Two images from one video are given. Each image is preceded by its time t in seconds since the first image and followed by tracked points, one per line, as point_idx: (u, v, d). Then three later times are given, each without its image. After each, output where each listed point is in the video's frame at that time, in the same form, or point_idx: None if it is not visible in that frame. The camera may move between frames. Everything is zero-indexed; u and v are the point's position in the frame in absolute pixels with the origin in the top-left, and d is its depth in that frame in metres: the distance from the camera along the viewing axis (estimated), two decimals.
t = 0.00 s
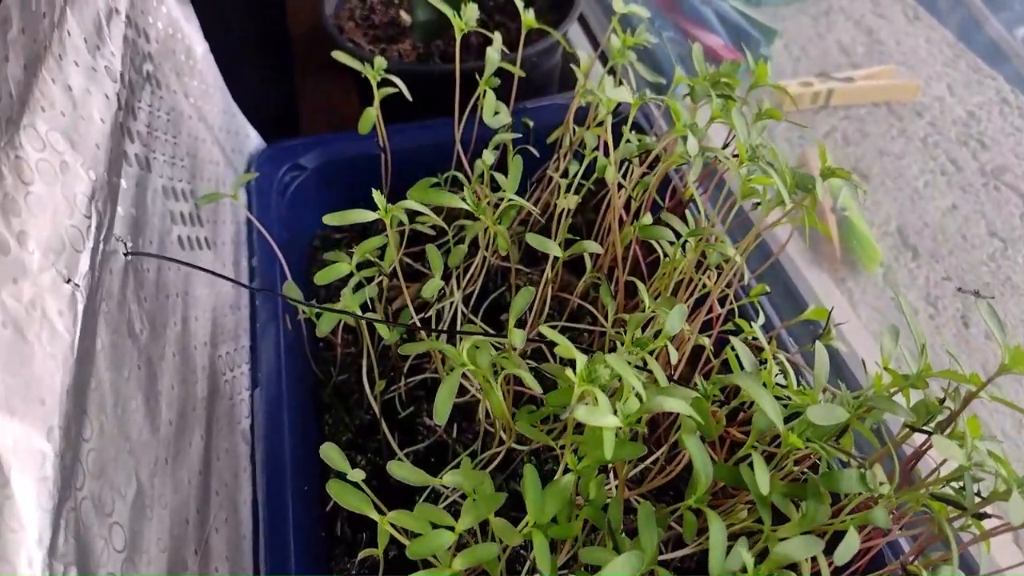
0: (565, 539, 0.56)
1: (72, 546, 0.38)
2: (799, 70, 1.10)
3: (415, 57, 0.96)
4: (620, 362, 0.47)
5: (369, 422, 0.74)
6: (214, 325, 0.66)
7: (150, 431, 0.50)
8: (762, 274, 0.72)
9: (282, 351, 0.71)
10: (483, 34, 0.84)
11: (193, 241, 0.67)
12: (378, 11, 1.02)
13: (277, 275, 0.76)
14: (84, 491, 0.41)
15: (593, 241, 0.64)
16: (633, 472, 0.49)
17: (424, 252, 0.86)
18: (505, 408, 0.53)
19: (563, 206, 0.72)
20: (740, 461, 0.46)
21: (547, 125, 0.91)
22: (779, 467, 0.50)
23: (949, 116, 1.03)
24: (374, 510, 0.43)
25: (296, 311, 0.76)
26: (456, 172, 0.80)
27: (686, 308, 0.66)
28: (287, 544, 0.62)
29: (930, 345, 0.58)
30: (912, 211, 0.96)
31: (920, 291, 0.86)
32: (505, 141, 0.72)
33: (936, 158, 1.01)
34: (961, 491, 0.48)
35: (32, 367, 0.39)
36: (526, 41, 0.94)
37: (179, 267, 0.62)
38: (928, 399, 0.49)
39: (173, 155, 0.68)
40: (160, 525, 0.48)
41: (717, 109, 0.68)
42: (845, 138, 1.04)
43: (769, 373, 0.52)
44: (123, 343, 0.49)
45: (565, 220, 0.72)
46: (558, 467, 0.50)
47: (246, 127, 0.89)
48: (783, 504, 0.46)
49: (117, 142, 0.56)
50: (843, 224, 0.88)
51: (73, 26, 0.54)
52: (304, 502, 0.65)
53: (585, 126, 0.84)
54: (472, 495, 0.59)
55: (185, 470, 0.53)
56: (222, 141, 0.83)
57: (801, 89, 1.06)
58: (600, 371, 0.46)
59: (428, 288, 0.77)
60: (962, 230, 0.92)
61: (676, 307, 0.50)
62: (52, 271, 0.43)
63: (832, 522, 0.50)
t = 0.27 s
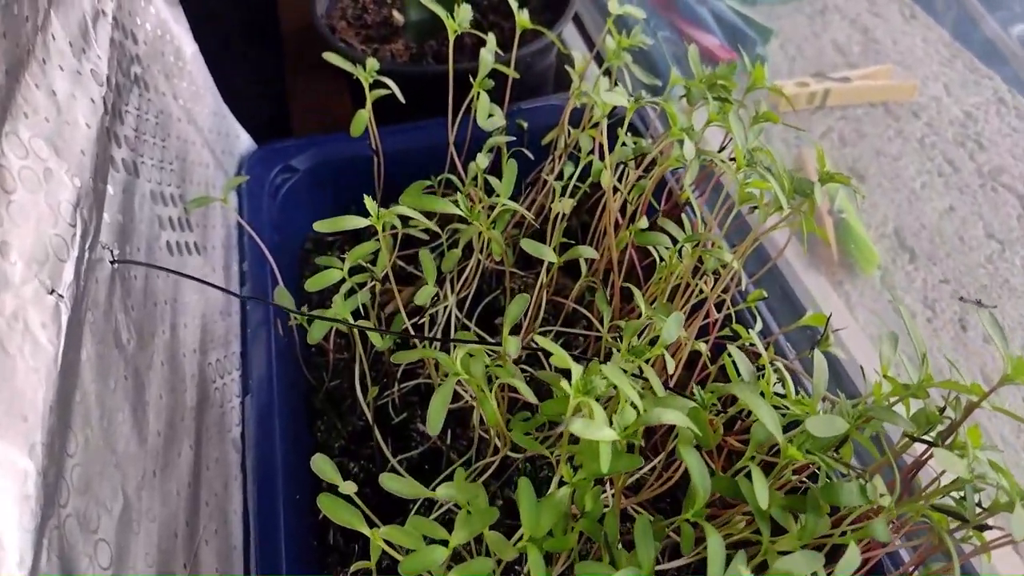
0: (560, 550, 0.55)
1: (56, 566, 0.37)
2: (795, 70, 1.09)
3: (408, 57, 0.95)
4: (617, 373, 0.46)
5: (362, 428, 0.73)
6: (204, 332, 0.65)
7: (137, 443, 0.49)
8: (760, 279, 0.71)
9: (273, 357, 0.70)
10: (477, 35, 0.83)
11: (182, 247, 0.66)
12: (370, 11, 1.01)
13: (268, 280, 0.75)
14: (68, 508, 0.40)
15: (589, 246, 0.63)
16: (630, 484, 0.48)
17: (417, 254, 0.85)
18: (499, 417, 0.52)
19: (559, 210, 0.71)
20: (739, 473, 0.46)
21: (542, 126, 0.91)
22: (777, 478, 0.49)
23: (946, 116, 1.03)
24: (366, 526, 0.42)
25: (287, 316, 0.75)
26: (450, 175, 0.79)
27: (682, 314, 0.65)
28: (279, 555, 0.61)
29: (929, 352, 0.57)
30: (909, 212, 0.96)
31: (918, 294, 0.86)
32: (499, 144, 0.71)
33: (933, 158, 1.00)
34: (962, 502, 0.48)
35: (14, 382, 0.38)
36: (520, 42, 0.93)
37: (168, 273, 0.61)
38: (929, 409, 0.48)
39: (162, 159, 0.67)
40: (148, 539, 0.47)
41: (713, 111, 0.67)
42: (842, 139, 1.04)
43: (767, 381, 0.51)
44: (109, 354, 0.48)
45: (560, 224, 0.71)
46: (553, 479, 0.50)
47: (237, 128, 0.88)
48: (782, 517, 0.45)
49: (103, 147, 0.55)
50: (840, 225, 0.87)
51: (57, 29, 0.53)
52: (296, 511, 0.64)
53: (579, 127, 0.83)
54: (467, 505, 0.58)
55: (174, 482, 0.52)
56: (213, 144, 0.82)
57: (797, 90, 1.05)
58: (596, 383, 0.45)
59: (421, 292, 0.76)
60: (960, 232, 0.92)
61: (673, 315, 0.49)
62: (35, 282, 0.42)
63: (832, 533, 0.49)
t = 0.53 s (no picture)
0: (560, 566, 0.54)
1: None
2: (797, 71, 1.08)
3: (406, 59, 0.94)
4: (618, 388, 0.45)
5: (359, 437, 0.72)
6: (198, 342, 0.64)
7: (128, 458, 0.48)
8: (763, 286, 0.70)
9: (269, 366, 0.69)
10: (475, 38, 0.82)
11: (175, 255, 0.65)
12: (367, 12, 1.00)
13: (264, 287, 0.74)
14: (55, 528, 0.39)
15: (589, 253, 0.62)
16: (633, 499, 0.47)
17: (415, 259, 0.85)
18: (498, 429, 0.51)
19: (559, 216, 0.70)
20: (743, 489, 0.45)
21: (542, 129, 0.90)
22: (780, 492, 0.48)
23: (950, 117, 1.01)
24: (362, 546, 0.40)
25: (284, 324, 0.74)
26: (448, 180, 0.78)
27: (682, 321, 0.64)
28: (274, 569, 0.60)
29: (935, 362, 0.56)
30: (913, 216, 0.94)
31: (922, 299, 0.85)
32: (498, 149, 0.70)
33: (936, 161, 0.99)
34: (970, 517, 0.47)
35: None
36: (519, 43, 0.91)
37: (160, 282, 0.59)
38: (936, 422, 0.47)
39: (155, 165, 0.66)
40: (138, 557, 0.46)
41: (715, 116, 0.66)
42: (845, 140, 1.03)
43: (771, 393, 0.50)
44: (99, 368, 0.47)
45: (560, 230, 0.70)
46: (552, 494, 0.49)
47: (233, 132, 0.87)
48: (787, 534, 0.44)
49: (94, 155, 0.54)
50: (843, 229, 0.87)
51: (46, 35, 0.52)
52: (291, 524, 0.63)
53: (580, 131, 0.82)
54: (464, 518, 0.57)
55: (166, 497, 0.51)
56: (208, 148, 0.81)
57: (799, 91, 1.04)
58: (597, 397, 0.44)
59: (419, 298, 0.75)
60: (964, 235, 0.91)
61: (676, 327, 0.48)
62: (22, 296, 0.41)
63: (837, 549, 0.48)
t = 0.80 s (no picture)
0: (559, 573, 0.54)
1: None
2: (798, 67, 1.07)
3: (402, 56, 0.93)
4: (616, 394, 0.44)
5: (355, 441, 0.71)
6: (190, 345, 0.63)
7: (117, 467, 0.47)
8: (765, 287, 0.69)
9: (262, 370, 0.68)
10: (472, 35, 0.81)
11: (166, 257, 0.64)
12: (362, 8, 0.99)
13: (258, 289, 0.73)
14: (40, 542, 0.38)
15: (587, 255, 0.61)
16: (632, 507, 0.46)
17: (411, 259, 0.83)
18: (495, 436, 0.50)
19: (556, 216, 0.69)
20: (745, 498, 0.44)
21: (539, 127, 0.88)
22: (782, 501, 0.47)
23: (953, 114, 1.01)
24: (354, 558, 0.40)
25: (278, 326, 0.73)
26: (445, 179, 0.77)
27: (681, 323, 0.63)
28: None
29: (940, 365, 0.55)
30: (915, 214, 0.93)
31: (924, 298, 0.83)
32: (495, 148, 0.69)
33: (939, 158, 0.98)
34: (977, 525, 0.46)
35: None
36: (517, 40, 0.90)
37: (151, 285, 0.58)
38: (942, 428, 0.46)
39: (146, 166, 0.65)
40: (128, 568, 0.45)
41: (716, 115, 0.65)
42: (847, 136, 1.01)
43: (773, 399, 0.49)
44: (87, 375, 0.46)
45: (558, 229, 0.69)
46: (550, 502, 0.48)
47: (226, 130, 0.86)
48: (790, 544, 0.43)
49: (82, 156, 0.53)
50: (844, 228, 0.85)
51: (32, 34, 0.51)
52: (286, 531, 0.62)
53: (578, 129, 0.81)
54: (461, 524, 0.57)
55: (156, 505, 0.50)
56: (200, 147, 0.79)
57: (800, 88, 1.03)
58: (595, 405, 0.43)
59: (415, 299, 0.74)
60: (967, 233, 0.90)
61: (676, 331, 0.47)
62: (5, 303, 0.40)
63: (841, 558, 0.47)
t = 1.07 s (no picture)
0: None
1: None
2: (804, 74, 1.06)
3: (405, 63, 0.92)
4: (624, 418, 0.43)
5: (356, 455, 0.70)
6: (188, 360, 0.62)
7: (113, 489, 0.46)
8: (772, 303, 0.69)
9: (262, 384, 0.67)
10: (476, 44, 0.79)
11: (164, 269, 0.63)
12: (365, 14, 0.98)
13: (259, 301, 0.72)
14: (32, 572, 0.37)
15: (592, 270, 0.60)
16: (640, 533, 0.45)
17: (413, 269, 0.82)
18: (498, 456, 0.49)
19: (561, 229, 0.68)
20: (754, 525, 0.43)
21: (543, 136, 0.88)
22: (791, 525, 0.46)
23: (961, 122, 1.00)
24: None
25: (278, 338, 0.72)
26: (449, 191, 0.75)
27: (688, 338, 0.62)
28: None
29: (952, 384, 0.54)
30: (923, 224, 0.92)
31: (933, 311, 0.82)
32: (499, 159, 0.68)
33: (947, 167, 0.97)
34: (991, 552, 0.45)
35: None
36: (521, 48, 0.89)
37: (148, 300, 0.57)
38: (956, 452, 0.45)
39: (144, 177, 0.64)
40: None
41: (723, 127, 0.64)
42: (853, 146, 1.00)
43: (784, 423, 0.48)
44: (81, 395, 0.45)
45: (563, 241, 0.68)
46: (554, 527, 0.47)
47: (226, 138, 0.85)
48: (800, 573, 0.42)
49: (79, 169, 0.52)
50: (852, 240, 0.84)
51: (28, 45, 0.50)
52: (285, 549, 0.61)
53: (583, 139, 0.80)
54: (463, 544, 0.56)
55: (153, 526, 0.50)
56: (200, 156, 0.78)
57: (806, 96, 1.02)
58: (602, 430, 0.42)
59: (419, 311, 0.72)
60: (976, 244, 0.89)
61: (683, 350, 0.46)
62: None
63: None
